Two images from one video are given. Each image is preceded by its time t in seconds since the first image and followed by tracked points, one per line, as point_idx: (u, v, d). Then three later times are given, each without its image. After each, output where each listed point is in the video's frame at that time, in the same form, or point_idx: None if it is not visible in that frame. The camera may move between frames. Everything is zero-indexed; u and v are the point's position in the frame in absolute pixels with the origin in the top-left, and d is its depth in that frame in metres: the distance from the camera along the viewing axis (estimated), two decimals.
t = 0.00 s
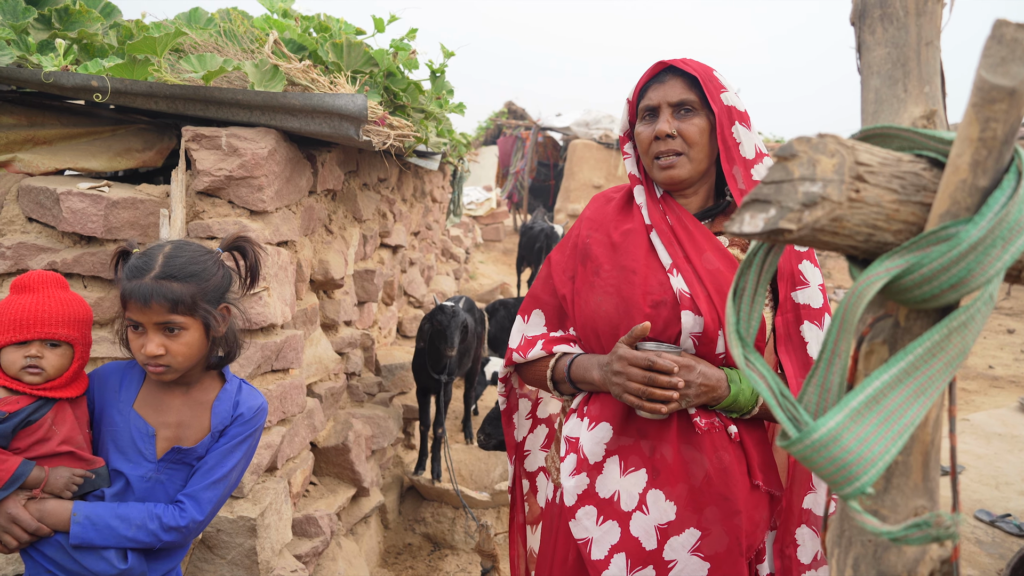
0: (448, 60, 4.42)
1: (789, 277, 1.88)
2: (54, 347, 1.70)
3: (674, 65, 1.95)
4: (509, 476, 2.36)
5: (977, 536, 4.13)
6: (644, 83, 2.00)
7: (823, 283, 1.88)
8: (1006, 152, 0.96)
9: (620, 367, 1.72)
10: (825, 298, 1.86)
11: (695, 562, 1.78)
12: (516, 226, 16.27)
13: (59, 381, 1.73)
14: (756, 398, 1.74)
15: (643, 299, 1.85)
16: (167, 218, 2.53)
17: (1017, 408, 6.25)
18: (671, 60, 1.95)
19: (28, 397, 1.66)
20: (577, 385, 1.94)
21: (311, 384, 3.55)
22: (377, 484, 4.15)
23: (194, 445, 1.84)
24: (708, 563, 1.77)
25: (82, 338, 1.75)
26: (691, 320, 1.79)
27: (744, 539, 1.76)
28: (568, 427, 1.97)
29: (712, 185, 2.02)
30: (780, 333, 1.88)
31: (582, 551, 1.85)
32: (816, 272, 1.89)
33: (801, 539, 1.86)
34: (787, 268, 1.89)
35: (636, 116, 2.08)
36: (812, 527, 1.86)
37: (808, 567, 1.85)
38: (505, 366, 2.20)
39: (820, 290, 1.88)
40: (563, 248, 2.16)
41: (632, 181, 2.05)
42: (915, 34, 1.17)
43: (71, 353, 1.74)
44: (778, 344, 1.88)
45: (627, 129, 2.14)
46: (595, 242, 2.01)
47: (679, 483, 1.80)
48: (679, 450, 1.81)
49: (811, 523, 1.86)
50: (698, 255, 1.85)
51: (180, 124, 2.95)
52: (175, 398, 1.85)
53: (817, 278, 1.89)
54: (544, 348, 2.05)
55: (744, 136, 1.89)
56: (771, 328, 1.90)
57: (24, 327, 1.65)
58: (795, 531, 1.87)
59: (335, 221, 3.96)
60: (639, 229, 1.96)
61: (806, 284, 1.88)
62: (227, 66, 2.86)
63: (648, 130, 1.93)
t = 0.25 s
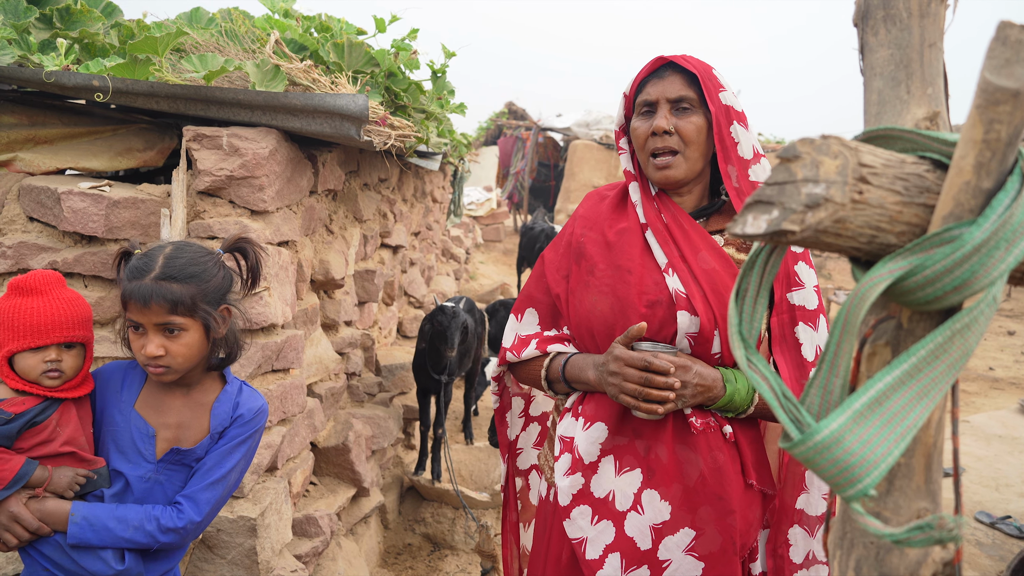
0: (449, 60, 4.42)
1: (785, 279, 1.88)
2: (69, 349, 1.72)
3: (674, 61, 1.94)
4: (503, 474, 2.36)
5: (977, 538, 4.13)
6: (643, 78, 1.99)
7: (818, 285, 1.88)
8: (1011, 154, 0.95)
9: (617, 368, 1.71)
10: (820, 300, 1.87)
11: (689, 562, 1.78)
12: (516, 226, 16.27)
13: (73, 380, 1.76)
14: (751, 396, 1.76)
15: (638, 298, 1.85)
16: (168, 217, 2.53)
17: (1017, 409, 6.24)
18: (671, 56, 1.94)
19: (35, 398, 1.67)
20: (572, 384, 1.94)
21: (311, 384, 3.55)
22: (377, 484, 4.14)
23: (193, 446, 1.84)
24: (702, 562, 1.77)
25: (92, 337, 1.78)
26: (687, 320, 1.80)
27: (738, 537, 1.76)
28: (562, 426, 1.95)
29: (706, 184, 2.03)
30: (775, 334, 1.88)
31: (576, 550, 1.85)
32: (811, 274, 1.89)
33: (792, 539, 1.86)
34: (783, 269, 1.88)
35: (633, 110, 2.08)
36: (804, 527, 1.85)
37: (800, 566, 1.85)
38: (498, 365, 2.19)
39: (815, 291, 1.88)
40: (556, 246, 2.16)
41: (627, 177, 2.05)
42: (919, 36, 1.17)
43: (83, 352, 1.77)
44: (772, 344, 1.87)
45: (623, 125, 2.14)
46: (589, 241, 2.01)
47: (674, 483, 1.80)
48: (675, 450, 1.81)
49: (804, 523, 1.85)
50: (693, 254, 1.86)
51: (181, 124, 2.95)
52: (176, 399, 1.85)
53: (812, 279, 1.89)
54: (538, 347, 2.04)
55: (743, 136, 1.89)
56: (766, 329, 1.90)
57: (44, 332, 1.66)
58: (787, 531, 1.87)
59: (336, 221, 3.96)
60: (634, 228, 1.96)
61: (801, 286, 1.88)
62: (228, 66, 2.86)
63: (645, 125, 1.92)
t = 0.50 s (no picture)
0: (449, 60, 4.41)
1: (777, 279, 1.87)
2: (73, 351, 1.73)
3: (670, 55, 1.96)
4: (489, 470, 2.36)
5: (977, 539, 4.12)
6: (638, 71, 2.00)
7: (808, 284, 1.87)
8: (1013, 154, 0.95)
9: (612, 373, 1.72)
10: (811, 299, 1.86)
11: (684, 563, 1.77)
12: (517, 226, 16.27)
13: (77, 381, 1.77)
14: (744, 400, 1.76)
15: (632, 301, 1.85)
16: (168, 217, 2.53)
17: (1018, 409, 6.24)
18: (668, 50, 1.97)
19: (37, 401, 1.67)
20: (566, 386, 1.94)
21: (311, 384, 3.55)
22: (377, 484, 4.14)
23: (196, 444, 1.84)
24: (697, 563, 1.76)
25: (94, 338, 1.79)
26: (681, 324, 1.79)
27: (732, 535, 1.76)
28: (555, 428, 1.95)
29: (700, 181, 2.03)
30: (767, 334, 1.87)
31: (571, 552, 1.85)
32: (803, 273, 1.87)
33: (784, 537, 1.89)
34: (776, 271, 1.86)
35: (626, 105, 2.08)
36: (795, 525, 1.89)
37: (790, 563, 1.88)
38: (489, 364, 2.18)
39: (807, 291, 1.87)
40: (547, 244, 2.15)
41: (620, 173, 2.04)
42: (920, 36, 1.17)
43: (85, 354, 1.78)
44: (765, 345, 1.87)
45: (616, 120, 2.15)
46: (582, 242, 2.00)
47: (668, 483, 1.80)
48: (669, 451, 1.81)
49: (794, 521, 1.89)
50: (687, 256, 1.86)
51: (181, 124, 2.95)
52: (178, 399, 1.85)
53: (802, 279, 1.88)
54: (530, 347, 2.03)
55: (738, 133, 1.91)
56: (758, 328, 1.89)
57: (50, 336, 1.66)
58: (778, 529, 1.91)
59: (337, 221, 3.96)
60: (627, 229, 1.95)
61: (792, 286, 1.87)
62: (229, 66, 2.86)
63: (640, 118, 1.92)
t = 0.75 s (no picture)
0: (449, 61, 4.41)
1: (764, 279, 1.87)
2: (76, 355, 1.74)
3: (652, 61, 1.95)
4: (477, 474, 2.37)
5: (977, 539, 4.12)
6: (621, 77, 2.00)
7: (796, 281, 1.87)
8: (1012, 155, 0.95)
9: (605, 377, 1.72)
10: (798, 297, 1.87)
11: (678, 565, 1.78)
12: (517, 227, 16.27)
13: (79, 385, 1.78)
14: (735, 400, 1.79)
15: (622, 304, 1.86)
16: (169, 217, 2.53)
17: (1018, 410, 6.24)
18: (649, 56, 1.96)
19: (38, 405, 1.66)
20: (556, 391, 1.94)
21: (311, 384, 3.55)
22: (377, 485, 4.14)
23: (198, 444, 1.84)
24: (691, 564, 1.78)
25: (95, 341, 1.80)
26: (672, 326, 1.80)
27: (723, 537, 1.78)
28: (546, 432, 1.94)
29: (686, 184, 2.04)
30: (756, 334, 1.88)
31: (564, 555, 1.84)
32: (789, 272, 1.88)
33: (774, 533, 1.93)
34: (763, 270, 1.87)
35: (609, 109, 2.08)
36: (785, 521, 1.92)
37: (781, 559, 1.92)
38: (478, 368, 2.19)
39: (794, 289, 1.87)
40: (534, 248, 2.15)
41: (604, 178, 2.05)
42: (920, 36, 1.17)
43: (88, 357, 1.79)
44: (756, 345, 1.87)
45: (600, 123, 2.15)
46: (570, 246, 2.00)
47: (660, 485, 1.80)
48: (662, 454, 1.81)
49: (784, 517, 1.93)
50: (675, 259, 1.87)
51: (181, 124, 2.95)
52: (179, 398, 1.85)
53: (789, 278, 1.88)
54: (520, 353, 2.04)
55: (721, 137, 1.92)
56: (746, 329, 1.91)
57: (54, 342, 1.67)
58: (768, 526, 1.94)
59: (337, 222, 3.96)
60: (615, 232, 1.95)
61: (780, 285, 1.87)
62: (228, 66, 2.86)
63: (624, 126, 1.93)
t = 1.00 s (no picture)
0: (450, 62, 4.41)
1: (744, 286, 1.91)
2: (75, 358, 1.74)
3: (628, 75, 2.05)
4: (460, 490, 2.41)
5: (977, 541, 4.11)
6: (598, 90, 2.09)
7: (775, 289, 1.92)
8: (1011, 157, 0.96)
9: (585, 381, 1.79)
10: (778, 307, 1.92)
11: (655, 571, 1.87)
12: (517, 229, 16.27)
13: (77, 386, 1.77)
14: (716, 407, 1.85)
15: (604, 309, 1.93)
16: (168, 219, 2.53)
17: (1018, 412, 6.23)
18: (625, 70, 2.05)
19: (37, 408, 1.66)
20: (536, 396, 2.00)
21: (311, 385, 3.55)
22: (377, 486, 4.13)
23: (198, 447, 1.84)
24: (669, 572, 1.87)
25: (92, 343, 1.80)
26: (653, 331, 1.89)
27: (700, 546, 1.87)
28: (525, 436, 2.00)
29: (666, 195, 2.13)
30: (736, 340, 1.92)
31: (542, 560, 1.93)
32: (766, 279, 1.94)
33: (756, 542, 2.01)
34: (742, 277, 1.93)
35: (588, 124, 2.17)
36: (767, 530, 2.01)
37: (763, 567, 2.01)
38: (458, 379, 2.22)
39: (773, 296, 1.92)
40: (517, 259, 2.21)
41: (586, 192, 2.14)
42: (920, 38, 1.18)
43: (86, 359, 1.79)
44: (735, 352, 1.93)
45: (579, 138, 2.24)
46: (552, 254, 2.07)
47: (638, 492, 1.89)
48: (641, 460, 1.90)
49: (765, 526, 2.01)
50: (656, 266, 1.95)
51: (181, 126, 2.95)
52: (179, 400, 1.85)
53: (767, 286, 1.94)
54: (500, 360, 2.09)
55: (697, 147, 2.02)
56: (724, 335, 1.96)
57: (54, 345, 1.67)
58: (750, 535, 2.01)
59: (337, 223, 3.96)
60: (597, 241, 2.03)
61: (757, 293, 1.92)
62: (228, 68, 2.87)
63: (602, 137, 2.01)
